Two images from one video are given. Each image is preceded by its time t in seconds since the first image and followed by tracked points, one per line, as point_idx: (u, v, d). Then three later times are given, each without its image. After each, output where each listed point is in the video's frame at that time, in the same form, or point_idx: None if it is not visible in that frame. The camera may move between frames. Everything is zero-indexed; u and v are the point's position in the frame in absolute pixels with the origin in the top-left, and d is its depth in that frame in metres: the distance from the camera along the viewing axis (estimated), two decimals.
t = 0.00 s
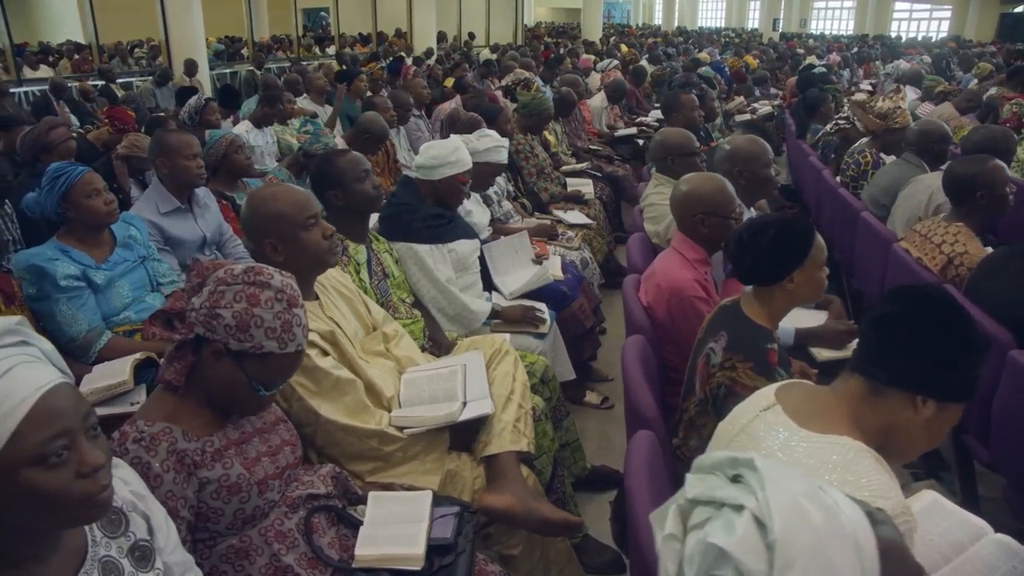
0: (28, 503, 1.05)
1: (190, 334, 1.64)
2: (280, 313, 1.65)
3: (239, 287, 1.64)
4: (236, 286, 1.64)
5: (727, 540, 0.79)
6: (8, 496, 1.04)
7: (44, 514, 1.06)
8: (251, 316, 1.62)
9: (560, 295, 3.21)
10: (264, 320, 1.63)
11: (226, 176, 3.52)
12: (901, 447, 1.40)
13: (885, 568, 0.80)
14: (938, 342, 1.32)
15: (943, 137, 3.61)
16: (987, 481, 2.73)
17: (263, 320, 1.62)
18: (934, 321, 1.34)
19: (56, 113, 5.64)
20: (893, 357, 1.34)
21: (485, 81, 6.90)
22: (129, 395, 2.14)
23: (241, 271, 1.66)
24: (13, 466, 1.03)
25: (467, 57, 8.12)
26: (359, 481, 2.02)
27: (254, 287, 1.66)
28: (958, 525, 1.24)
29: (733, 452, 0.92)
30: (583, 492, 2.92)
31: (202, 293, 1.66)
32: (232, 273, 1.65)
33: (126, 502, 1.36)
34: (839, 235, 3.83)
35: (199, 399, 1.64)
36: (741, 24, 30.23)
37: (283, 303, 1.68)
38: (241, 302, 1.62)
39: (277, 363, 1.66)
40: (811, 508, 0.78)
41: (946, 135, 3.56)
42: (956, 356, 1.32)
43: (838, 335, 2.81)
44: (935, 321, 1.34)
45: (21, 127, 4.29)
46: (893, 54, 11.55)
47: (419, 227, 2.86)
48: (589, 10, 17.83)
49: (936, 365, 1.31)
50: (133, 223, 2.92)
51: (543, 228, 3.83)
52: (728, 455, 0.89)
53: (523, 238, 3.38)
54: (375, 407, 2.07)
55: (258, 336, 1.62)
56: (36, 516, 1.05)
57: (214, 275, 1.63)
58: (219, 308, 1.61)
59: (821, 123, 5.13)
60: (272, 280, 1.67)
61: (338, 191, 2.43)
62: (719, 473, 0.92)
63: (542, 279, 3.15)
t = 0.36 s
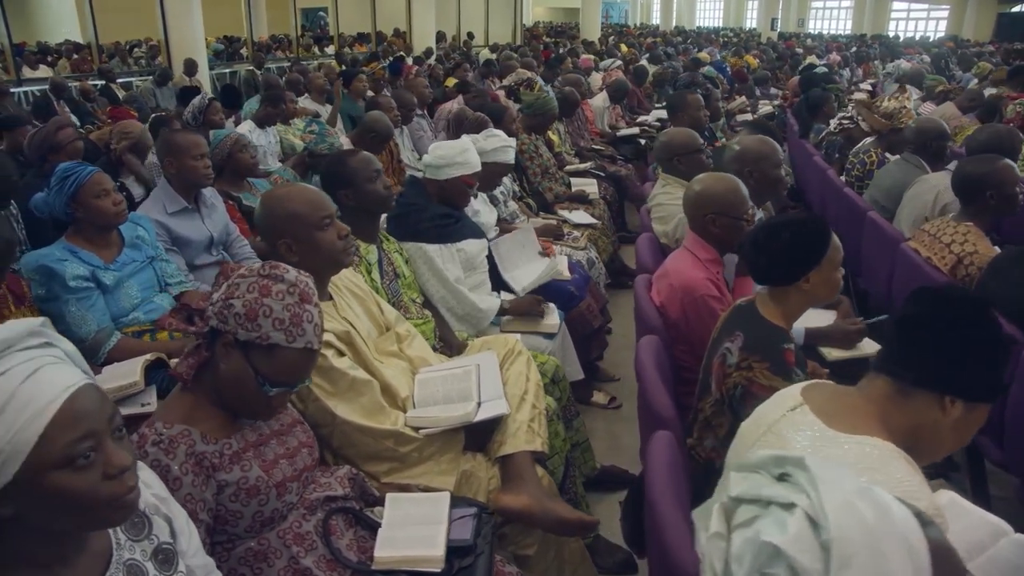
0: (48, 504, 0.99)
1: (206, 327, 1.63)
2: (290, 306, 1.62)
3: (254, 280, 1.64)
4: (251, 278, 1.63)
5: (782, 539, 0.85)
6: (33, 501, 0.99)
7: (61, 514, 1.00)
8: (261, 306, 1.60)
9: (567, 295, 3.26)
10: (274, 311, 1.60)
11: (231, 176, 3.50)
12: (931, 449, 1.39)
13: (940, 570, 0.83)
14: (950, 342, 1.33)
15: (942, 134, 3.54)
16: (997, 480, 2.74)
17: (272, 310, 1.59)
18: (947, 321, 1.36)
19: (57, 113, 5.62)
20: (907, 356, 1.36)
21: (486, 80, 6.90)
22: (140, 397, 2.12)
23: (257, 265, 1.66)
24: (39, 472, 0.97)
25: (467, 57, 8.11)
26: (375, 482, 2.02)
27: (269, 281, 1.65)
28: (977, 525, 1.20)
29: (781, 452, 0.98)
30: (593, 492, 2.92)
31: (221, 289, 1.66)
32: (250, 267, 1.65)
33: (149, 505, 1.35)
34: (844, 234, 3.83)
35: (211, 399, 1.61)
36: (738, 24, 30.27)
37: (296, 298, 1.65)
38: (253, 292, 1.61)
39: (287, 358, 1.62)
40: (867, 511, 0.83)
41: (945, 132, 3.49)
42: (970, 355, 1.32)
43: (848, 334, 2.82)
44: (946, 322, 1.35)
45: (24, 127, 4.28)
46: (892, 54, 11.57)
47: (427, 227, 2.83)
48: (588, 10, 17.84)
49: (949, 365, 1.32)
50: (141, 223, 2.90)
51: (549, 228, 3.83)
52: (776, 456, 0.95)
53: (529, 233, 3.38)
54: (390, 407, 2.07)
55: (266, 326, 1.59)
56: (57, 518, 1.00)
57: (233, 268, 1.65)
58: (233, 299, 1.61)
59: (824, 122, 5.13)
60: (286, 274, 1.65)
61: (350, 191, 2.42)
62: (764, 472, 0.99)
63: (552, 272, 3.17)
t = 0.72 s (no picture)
0: (81, 506, 0.98)
1: (224, 330, 1.61)
2: (310, 310, 1.61)
3: (273, 283, 1.62)
4: (269, 281, 1.62)
5: (828, 541, 0.90)
6: (66, 504, 0.98)
7: (93, 517, 1.00)
8: (281, 310, 1.58)
9: (576, 295, 3.25)
10: (293, 315, 1.59)
11: (238, 176, 3.49)
12: (959, 451, 1.38)
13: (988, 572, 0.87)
14: (959, 342, 1.31)
15: (949, 135, 3.57)
16: (1008, 481, 2.73)
17: (291, 315, 1.58)
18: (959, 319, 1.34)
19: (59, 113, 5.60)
20: (920, 360, 1.37)
21: (490, 80, 6.89)
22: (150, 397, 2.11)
23: (276, 268, 1.64)
24: (74, 475, 0.97)
25: (469, 57, 8.10)
26: (390, 484, 2.01)
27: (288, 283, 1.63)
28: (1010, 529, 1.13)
29: (818, 455, 1.04)
30: (603, 493, 2.91)
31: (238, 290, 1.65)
32: (268, 269, 1.63)
33: (172, 507, 1.33)
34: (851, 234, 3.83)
35: (231, 402, 1.60)
36: (737, 24, 30.26)
37: (315, 301, 1.64)
38: (272, 296, 1.59)
39: (306, 362, 1.61)
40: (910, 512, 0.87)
41: (952, 133, 3.52)
42: (981, 354, 1.29)
43: (858, 334, 2.81)
44: (957, 320, 1.33)
45: (28, 127, 4.26)
46: (893, 54, 11.58)
47: (438, 227, 2.83)
48: (588, 9, 17.82)
49: (957, 366, 1.31)
50: (150, 224, 2.89)
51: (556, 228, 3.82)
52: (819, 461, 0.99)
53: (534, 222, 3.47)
54: (405, 408, 2.06)
55: (285, 331, 1.58)
56: (89, 521, 1.00)
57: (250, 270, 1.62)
58: (251, 302, 1.59)
59: (828, 122, 5.13)
60: (305, 277, 1.64)
61: (361, 191, 2.41)
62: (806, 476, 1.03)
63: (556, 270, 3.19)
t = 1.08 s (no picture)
0: (117, 510, 0.97)
1: (248, 331, 1.59)
2: (335, 312, 1.59)
3: (298, 285, 1.60)
4: (293, 282, 1.60)
5: (887, 544, 0.96)
6: (101, 506, 0.97)
7: (129, 520, 0.99)
8: (305, 312, 1.56)
9: (588, 296, 3.24)
10: (318, 317, 1.56)
11: (248, 176, 3.48)
12: (980, 450, 1.36)
13: None
14: (966, 342, 1.31)
15: (960, 135, 3.57)
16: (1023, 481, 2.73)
17: (316, 317, 1.56)
18: (965, 319, 1.34)
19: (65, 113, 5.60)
20: (936, 359, 1.36)
21: (495, 80, 6.88)
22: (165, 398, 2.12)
23: (300, 269, 1.62)
24: (110, 477, 0.95)
25: (474, 57, 8.10)
26: (410, 485, 2.00)
27: (312, 285, 1.62)
28: None
29: (867, 456, 1.08)
30: (616, 493, 2.90)
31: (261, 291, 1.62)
32: (292, 270, 1.61)
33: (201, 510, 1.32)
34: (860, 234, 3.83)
35: (254, 404, 1.59)
36: (738, 24, 30.27)
37: (339, 303, 1.63)
38: (297, 298, 1.57)
39: (329, 363, 1.59)
40: (969, 517, 0.94)
41: (963, 133, 3.52)
42: (986, 353, 1.29)
43: (872, 334, 2.82)
44: (965, 319, 1.33)
45: (36, 127, 4.25)
46: (895, 54, 11.58)
47: (451, 227, 2.82)
48: (589, 9, 17.82)
49: (970, 366, 1.30)
50: (162, 224, 2.88)
51: (565, 228, 3.81)
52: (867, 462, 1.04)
53: (548, 223, 3.49)
54: (425, 409, 2.05)
55: (310, 333, 1.56)
56: (125, 525, 0.99)
57: (274, 270, 1.60)
58: (275, 304, 1.57)
59: (835, 123, 5.13)
60: (329, 279, 1.62)
61: (377, 191, 2.40)
62: (850, 473, 1.08)
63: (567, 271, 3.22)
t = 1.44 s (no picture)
0: (163, 514, 0.96)
1: (277, 333, 1.57)
2: (365, 313, 1.57)
3: (327, 285, 1.57)
4: (322, 283, 1.57)
5: (945, 548, 0.98)
6: (149, 509, 0.96)
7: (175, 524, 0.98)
8: (335, 313, 1.54)
9: (604, 296, 3.24)
10: (347, 318, 1.54)
11: (263, 176, 3.48)
12: None
13: None
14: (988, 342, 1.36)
15: (977, 135, 3.56)
16: None
17: (346, 319, 1.54)
18: (989, 325, 1.39)
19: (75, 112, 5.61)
20: (975, 362, 1.37)
21: (504, 80, 6.87)
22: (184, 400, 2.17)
23: (329, 270, 1.60)
24: (160, 480, 0.95)
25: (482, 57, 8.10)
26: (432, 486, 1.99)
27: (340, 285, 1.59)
28: None
29: (919, 459, 1.10)
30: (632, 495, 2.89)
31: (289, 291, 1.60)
32: (321, 270, 1.59)
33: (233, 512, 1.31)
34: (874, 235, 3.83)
35: (281, 406, 1.58)
36: (744, 24, 30.20)
37: (368, 304, 1.60)
38: (326, 299, 1.55)
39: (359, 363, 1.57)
40: None
41: (980, 133, 3.51)
42: (1005, 352, 1.33)
43: (891, 336, 2.81)
44: (988, 326, 1.39)
45: (48, 127, 4.25)
46: (904, 54, 11.56)
47: (467, 227, 2.81)
48: (595, 9, 17.81)
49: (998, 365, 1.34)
50: (179, 223, 2.88)
51: (579, 228, 3.81)
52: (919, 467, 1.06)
53: (563, 222, 3.48)
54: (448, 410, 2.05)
55: (340, 334, 1.54)
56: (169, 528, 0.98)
57: (303, 271, 1.57)
58: (304, 305, 1.54)
59: (847, 123, 5.12)
60: (358, 280, 1.59)
61: (397, 192, 2.40)
62: (900, 477, 1.10)
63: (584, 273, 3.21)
